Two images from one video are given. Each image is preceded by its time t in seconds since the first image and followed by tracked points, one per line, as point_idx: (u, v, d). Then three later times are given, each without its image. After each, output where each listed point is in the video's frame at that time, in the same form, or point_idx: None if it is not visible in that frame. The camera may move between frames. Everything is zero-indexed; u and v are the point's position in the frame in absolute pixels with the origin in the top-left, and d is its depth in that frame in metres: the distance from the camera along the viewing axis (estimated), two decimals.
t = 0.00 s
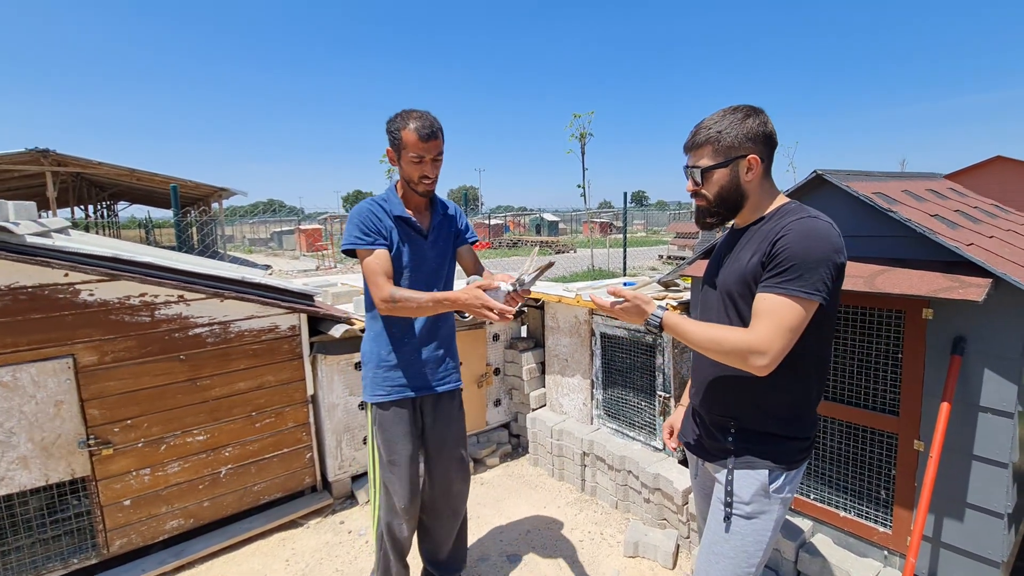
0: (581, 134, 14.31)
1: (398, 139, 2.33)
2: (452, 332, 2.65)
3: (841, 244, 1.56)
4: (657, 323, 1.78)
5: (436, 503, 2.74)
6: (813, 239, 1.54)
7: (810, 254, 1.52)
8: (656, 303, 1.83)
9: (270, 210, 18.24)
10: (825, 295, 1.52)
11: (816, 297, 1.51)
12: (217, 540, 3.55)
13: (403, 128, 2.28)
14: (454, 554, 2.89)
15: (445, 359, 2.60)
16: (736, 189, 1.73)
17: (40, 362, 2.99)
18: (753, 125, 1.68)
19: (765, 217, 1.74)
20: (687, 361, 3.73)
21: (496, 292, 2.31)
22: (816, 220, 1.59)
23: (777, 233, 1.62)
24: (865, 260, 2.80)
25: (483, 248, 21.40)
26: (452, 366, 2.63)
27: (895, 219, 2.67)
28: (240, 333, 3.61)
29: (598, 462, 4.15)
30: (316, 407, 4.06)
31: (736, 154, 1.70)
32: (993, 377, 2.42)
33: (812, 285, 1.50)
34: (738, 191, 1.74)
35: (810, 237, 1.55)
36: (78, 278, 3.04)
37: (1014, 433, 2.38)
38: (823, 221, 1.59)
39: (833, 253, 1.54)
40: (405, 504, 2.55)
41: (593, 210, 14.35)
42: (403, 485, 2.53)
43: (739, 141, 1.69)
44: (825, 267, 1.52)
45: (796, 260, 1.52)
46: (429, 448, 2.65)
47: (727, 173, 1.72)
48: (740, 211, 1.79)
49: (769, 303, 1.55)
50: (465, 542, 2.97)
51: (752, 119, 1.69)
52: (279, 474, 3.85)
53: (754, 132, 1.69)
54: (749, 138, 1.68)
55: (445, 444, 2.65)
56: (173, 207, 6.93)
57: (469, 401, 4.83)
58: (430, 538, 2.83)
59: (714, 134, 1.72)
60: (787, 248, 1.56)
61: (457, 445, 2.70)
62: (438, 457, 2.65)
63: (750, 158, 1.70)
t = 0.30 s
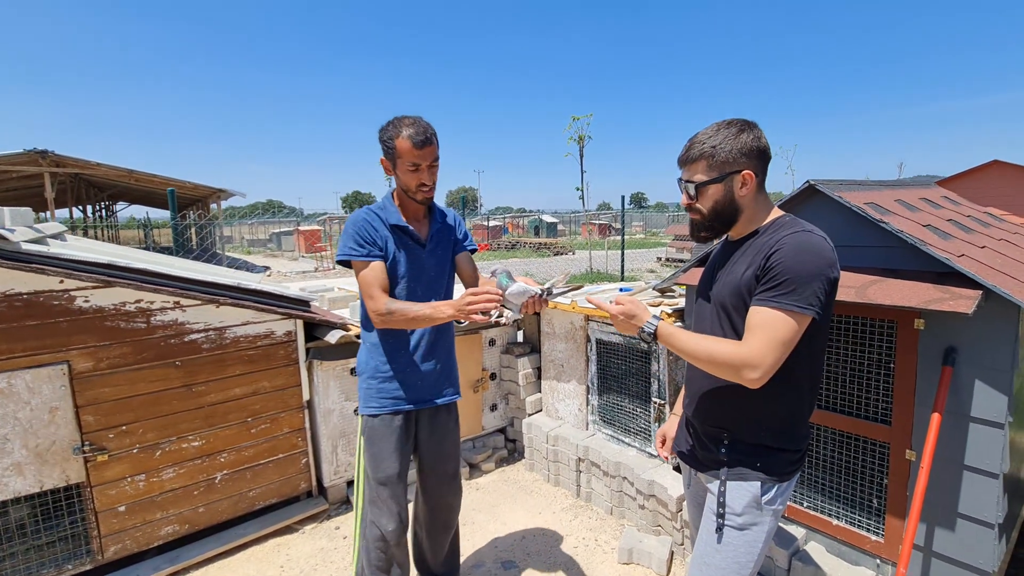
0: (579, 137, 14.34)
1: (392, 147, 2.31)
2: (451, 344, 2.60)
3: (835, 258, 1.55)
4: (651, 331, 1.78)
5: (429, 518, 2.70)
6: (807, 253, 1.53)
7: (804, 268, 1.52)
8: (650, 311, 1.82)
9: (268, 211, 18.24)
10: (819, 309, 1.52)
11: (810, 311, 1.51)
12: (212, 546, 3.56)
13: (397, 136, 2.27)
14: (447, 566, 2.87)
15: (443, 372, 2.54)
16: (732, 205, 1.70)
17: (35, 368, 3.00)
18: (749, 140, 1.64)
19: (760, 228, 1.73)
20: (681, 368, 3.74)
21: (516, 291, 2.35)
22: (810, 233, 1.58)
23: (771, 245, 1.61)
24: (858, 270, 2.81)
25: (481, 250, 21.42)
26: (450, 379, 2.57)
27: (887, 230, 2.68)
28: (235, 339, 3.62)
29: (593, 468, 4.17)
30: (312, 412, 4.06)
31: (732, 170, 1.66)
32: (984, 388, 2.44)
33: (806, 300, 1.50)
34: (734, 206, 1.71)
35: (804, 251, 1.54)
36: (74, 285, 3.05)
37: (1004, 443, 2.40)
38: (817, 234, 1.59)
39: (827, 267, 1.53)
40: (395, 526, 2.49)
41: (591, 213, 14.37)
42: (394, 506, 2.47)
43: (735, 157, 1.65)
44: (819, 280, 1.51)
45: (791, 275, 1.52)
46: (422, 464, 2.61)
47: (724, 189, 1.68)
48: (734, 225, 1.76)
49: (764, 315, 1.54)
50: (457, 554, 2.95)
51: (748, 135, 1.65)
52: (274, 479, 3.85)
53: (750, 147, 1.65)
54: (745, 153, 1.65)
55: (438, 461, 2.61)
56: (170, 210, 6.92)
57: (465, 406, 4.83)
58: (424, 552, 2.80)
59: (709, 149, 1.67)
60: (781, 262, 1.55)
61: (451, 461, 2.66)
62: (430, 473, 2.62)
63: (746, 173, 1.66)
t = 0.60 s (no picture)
0: (580, 138, 14.35)
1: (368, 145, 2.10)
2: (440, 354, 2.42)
3: (841, 271, 1.56)
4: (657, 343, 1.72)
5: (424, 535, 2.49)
6: (814, 265, 1.53)
7: (811, 280, 1.52)
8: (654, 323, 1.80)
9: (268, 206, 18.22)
10: (825, 322, 1.53)
11: (817, 324, 1.51)
12: (208, 543, 3.56)
13: (375, 133, 2.07)
14: None
15: (434, 387, 2.33)
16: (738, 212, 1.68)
17: (35, 362, 3.00)
18: (756, 148, 1.63)
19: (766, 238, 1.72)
20: (680, 372, 3.76)
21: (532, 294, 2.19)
22: (817, 245, 1.58)
23: (778, 257, 1.61)
24: (858, 279, 2.82)
25: (480, 249, 21.44)
26: (442, 396, 2.37)
27: (887, 240, 2.69)
28: (235, 336, 3.62)
29: (590, 470, 4.18)
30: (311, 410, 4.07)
31: (739, 177, 1.64)
32: (980, 398, 2.45)
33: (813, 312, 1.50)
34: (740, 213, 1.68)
35: (811, 263, 1.54)
36: (75, 280, 3.05)
37: (999, 454, 2.41)
38: (823, 246, 1.59)
39: (834, 280, 1.53)
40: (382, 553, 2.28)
41: (591, 214, 14.39)
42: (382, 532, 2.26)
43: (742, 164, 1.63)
44: (826, 293, 1.52)
45: (798, 287, 1.52)
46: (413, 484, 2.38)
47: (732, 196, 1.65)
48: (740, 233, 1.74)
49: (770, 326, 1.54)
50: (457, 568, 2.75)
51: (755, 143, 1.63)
52: (272, 476, 3.86)
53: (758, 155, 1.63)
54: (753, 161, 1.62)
55: (431, 479, 2.39)
56: (170, 204, 6.90)
57: (463, 406, 4.84)
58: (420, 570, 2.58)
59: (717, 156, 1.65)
60: (789, 274, 1.55)
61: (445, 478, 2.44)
62: (422, 492, 2.39)
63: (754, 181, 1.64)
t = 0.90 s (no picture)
0: (577, 137, 14.32)
1: (346, 132, 1.95)
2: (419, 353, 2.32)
3: (859, 274, 1.53)
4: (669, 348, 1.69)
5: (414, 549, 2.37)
6: (834, 268, 1.50)
7: (832, 284, 1.48)
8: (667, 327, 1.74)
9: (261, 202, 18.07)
10: (844, 327, 1.50)
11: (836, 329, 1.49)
12: (200, 541, 3.50)
13: (355, 119, 1.92)
14: None
15: (415, 391, 2.24)
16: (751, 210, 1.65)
17: (24, 356, 2.93)
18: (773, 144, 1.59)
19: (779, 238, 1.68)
20: (678, 372, 3.74)
21: (534, 287, 2.12)
22: (835, 247, 1.55)
23: (796, 258, 1.57)
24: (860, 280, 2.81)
25: (475, 248, 21.39)
26: (425, 397, 2.29)
27: (890, 241, 2.69)
28: (230, 331, 3.57)
29: (587, 470, 4.16)
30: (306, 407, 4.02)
31: (754, 174, 1.62)
32: (981, 400, 2.45)
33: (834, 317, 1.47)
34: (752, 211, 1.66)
35: (831, 266, 1.51)
36: (66, 272, 2.98)
37: (1000, 456, 2.41)
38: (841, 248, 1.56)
39: (853, 283, 1.51)
40: (367, 566, 2.18)
41: (586, 213, 14.38)
42: (365, 544, 2.16)
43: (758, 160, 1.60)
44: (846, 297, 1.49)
45: (818, 291, 1.49)
46: (400, 497, 2.29)
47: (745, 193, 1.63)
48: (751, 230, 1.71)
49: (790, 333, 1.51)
50: None
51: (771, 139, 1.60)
52: (265, 474, 3.80)
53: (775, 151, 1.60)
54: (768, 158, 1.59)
55: (416, 488, 2.28)
56: (163, 198, 6.79)
57: (459, 404, 4.81)
58: None
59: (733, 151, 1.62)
60: (808, 277, 1.51)
61: (433, 487, 2.31)
62: (410, 506, 2.30)
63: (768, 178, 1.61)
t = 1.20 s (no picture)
0: (570, 138, 14.35)
1: (352, 127, 1.93)
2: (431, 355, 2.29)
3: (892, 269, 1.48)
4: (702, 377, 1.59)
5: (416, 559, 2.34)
6: (871, 265, 1.44)
7: (871, 283, 1.42)
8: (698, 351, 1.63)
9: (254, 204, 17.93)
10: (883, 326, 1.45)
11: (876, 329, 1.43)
12: (201, 546, 3.45)
13: (360, 113, 1.90)
14: None
15: (427, 393, 2.23)
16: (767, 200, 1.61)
17: (22, 359, 2.88)
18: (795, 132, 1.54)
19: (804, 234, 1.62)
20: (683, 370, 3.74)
21: (556, 288, 2.00)
22: (867, 242, 1.50)
23: (828, 256, 1.51)
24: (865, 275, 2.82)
25: (469, 249, 21.34)
26: (435, 398, 2.27)
27: (896, 237, 2.69)
28: (230, 333, 3.52)
29: (591, 469, 4.15)
30: (307, 409, 3.97)
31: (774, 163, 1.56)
32: (989, 395, 2.46)
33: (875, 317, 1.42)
34: (769, 201, 1.61)
35: (867, 263, 1.45)
36: (64, 274, 2.93)
37: (1009, 449, 2.42)
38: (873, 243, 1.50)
39: (889, 281, 1.45)
40: None
41: (581, 214, 14.40)
42: (376, 553, 2.13)
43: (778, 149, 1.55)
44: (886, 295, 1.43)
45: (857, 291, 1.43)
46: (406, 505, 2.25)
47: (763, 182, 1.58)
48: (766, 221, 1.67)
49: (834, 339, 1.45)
50: None
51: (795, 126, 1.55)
52: (267, 477, 3.76)
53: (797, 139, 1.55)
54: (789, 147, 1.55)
55: (425, 493, 2.26)
56: (158, 200, 6.71)
57: (461, 404, 4.78)
58: None
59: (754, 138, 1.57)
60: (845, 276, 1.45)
61: (440, 494, 2.32)
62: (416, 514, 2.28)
63: (788, 167, 1.56)
